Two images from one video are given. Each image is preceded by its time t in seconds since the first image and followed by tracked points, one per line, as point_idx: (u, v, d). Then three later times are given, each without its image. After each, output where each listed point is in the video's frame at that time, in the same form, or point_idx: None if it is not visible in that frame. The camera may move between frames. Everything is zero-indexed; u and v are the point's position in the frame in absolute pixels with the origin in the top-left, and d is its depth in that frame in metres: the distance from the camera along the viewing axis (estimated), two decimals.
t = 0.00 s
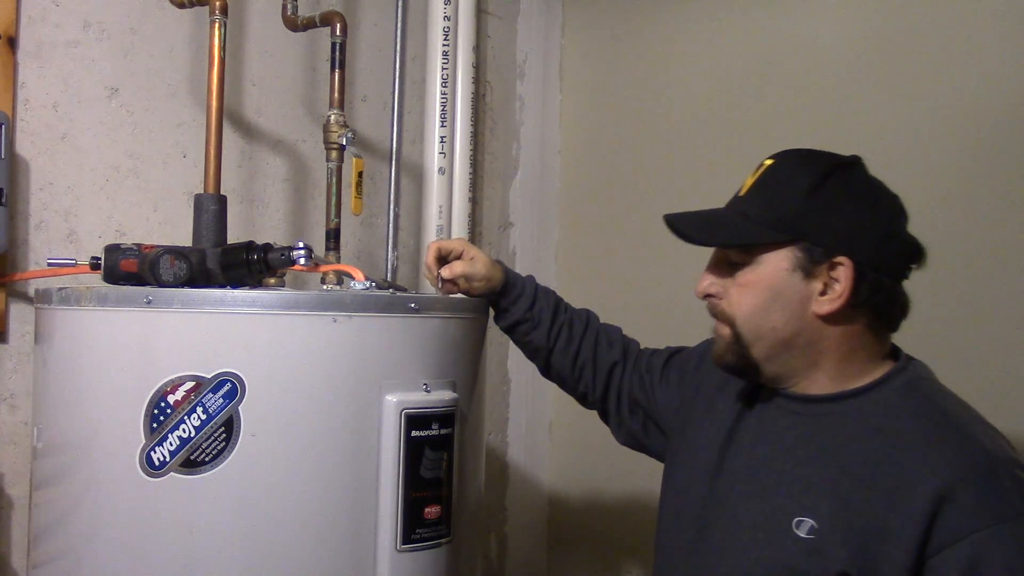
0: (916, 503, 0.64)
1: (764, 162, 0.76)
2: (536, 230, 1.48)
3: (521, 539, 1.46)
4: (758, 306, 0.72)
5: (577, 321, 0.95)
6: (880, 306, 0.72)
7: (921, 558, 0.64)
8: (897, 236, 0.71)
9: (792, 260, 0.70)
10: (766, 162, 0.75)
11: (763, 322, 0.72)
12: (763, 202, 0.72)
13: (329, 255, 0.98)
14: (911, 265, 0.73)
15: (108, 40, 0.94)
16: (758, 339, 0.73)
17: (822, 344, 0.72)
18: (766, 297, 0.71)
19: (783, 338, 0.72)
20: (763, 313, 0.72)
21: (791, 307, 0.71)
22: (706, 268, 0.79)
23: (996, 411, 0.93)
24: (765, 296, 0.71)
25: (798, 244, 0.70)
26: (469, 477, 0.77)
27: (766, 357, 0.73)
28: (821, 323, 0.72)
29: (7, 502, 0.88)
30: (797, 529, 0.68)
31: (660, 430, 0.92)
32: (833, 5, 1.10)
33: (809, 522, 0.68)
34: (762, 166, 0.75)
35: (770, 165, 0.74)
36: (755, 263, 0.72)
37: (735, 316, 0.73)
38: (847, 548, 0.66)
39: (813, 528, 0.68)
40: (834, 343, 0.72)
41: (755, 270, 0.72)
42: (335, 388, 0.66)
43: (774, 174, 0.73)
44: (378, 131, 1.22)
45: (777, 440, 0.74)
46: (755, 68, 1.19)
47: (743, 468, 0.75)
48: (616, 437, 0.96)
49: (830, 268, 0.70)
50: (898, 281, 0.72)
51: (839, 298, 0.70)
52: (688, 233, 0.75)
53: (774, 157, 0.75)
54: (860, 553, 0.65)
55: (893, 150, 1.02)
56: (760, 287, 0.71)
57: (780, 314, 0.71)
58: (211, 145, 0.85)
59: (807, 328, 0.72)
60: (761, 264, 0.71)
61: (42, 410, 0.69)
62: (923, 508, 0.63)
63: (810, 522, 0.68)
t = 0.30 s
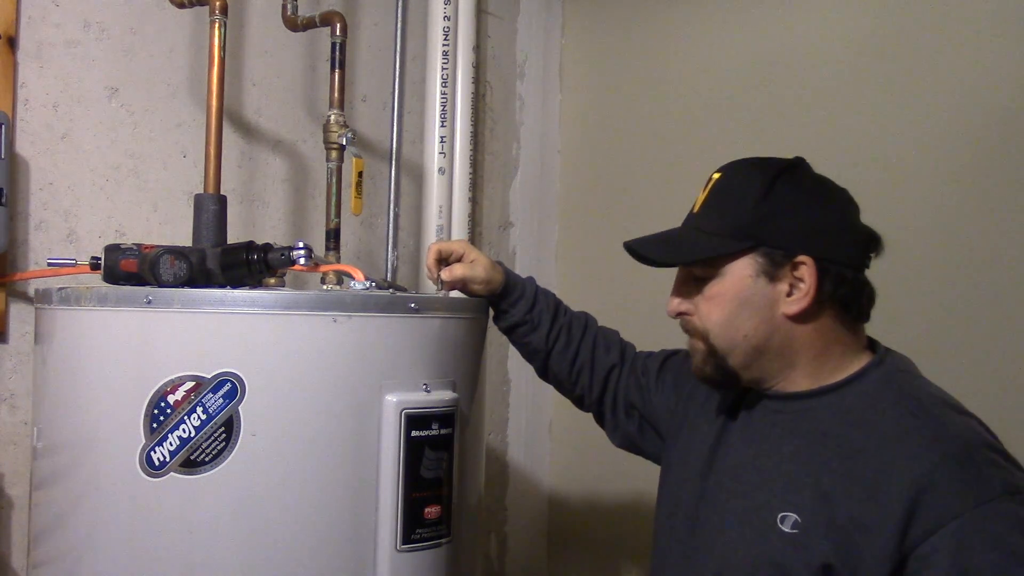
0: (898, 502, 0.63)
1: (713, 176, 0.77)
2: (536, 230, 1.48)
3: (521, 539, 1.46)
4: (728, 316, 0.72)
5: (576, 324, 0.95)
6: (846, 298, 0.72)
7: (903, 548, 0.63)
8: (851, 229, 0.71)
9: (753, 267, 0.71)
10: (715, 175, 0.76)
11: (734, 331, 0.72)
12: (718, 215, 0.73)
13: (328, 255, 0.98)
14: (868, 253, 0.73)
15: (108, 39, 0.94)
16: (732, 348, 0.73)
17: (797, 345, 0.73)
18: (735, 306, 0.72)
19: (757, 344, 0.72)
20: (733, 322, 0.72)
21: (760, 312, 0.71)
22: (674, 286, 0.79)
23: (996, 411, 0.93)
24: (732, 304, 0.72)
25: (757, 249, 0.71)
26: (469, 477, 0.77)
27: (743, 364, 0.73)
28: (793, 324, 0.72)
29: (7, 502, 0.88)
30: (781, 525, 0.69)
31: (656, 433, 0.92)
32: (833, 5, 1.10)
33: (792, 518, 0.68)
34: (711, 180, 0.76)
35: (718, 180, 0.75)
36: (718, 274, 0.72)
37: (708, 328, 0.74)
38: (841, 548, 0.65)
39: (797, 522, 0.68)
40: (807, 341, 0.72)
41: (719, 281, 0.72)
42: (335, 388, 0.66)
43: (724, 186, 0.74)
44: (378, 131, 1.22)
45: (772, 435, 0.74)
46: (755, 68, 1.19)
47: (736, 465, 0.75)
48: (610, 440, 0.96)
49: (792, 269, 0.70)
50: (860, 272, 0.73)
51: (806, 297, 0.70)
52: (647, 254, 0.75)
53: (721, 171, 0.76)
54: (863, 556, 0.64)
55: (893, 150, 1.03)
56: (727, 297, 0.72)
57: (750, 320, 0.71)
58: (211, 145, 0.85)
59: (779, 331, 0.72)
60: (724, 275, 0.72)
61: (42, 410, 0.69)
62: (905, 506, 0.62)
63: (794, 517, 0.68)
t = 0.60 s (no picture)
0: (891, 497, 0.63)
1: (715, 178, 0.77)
2: (536, 230, 1.48)
3: (521, 539, 1.46)
4: (735, 315, 0.72)
5: (576, 325, 0.95)
6: (852, 292, 0.72)
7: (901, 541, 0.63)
8: (854, 224, 0.72)
9: (757, 265, 0.71)
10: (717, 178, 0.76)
11: (742, 329, 0.72)
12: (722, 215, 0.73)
13: (328, 255, 0.98)
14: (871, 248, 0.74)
15: (108, 39, 0.94)
16: (741, 346, 0.73)
17: (805, 341, 0.72)
18: (741, 304, 0.72)
19: (765, 342, 0.72)
20: (740, 320, 0.72)
21: (766, 309, 0.71)
22: (680, 287, 0.79)
23: (996, 410, 0.93)
24: (739, 303, 0.72)
25: (762, 247, 0.71)
26: (469, 477, 0.77)
27: (752, 363, 0.73)
28: (800, 320, 0.72)
29: (7, 502, 0.88)
30: (783, 515, 0.69)
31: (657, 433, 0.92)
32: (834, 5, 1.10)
33: (796, 509, 0.68)
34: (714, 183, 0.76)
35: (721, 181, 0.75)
36: (724, 274, 0.72)
37: (717, 327, 0.74)
38: (840, 549, 0.65)
39: (800, 513, 0.68)
40: (815, 336, 0.72)
41: (726, 280, 0.72)
42: (335, 388, 0.66)
43: (727, 187, 0.74)
44: (378, 131, 1.22)
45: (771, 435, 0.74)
46: (755, 68, 1.19)
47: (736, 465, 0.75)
48: (609, 440, 0.96)
49: (797, 265, 0.70)
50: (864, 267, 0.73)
51: (811, 292, 0.70)
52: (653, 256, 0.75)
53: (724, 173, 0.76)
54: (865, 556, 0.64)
55: (893, 150, 1.03)
56: (734, 295, 0.72)
57: (757, 318, 0.72)
58: (211, 144, 0.85)
59: (786, 327, 0.72)
60: (729, 274, 0.72)
61: (42, 411, 0.69)
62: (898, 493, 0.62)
63: (797, 508, 0.68)
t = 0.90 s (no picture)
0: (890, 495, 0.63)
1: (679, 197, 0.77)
2: (536, 230, 1.48)
3: (521, 539, 1.46)
4: (714, 327, 0.72)
5: (575, 327, 0.95)
6: (827, 289, 0.72)
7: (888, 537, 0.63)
8: (819, 225, 0.72)
9: (728, 275, 0.71)
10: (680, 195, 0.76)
11: (723, 340, 0.72)
12: (689, 234, 0.73)
13: (328, 255, 0.98)
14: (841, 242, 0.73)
15: (108, 39, 0.94)
16: (722, 356, 0.72)
17: (787, 343, 0.72)
18: (718, 316, 0.71)
19: (746, 349, 0.72)
20: (719, 332, 0.72)
21: (744, 316, 0.71)
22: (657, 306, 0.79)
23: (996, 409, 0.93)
24: (716, 313, 0.71)
25: (729, 257, 0.71)
26: (469, 477, 0.77)
27: (737, 371, 0.73)
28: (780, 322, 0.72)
29: (7, 502, 0.88)
30: (773, 514, 0.69)
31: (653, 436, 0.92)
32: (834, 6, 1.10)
33: (784, 506, 0.68)
34: (678, 201, 0.76)
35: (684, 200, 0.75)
36: (696, 287, 0.72)
37: (696, 340, 0.73)
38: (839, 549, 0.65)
39: (788, 510, 0.68)
40: (796, 337, 0.72)
41: (699, 294, 0.72)
42: (334, 388, 0.66)
43: (690, 204, 0.74)
44: (378, 131, 1.22)
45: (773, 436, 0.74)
46: (755, 68, 1.19)
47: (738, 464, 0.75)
48: (605, 443, 0.96)
49: (767, 269, 0.70)
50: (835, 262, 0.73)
51: (785, 294, 0.70)
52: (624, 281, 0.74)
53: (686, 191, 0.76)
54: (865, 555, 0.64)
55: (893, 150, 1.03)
56: (709, 307, 0.71)
57: (736, 326, 0.71)
58: (211, 144, 0.85)
59: (766, 332, 0.72)
60: (702, 288, 0.72)
61: (42, 411, 0.69)
62: (884, 484, 0.63)
63: (785, 506, 0.68)
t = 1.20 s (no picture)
0: (885, 493, 0.63)
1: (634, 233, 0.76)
2: (536, 230, 1.48)
3: (521, 539, 1.46)
4: (705, 358, 0.70)
5: (574, 328, 0.95)
6: (804, 294, 0.72)
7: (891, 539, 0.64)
8: (779, 231, 0.71)
9: (706, 305, 0.69)
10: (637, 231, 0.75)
11: (715, 368, 0.70)
12: (660, 271, 0.71)
13: (328, 255, 0.98)
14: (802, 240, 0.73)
15: (108, 39, 0.94)
16: (717, 384, 0.71)
17: (776, 357, 0.71)
18: (707, 347, 0.70)
19: (739, 371, 0.71)
20: (711, 361, 0.70)
21: (731, 340, 0.70)
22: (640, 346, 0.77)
23: (996, 409, 0.93)
24: (702, 344, 0.70)
25: (703, 287, 0.69)
26: (469, 477, 0.77)
27: (734, 394, 0.71)
28: (767, 338, 0.71)
29: (7, 502, 0.88)
30: (777, 519, 0.69)
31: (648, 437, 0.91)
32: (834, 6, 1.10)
33: (788, 511, 0.68)
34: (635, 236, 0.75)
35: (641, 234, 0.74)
36: (678, 323, 0.71)
37: (690, 375, 0.71)
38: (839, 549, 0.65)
39: (792, 515, 0.68)
40: (784, 349, 0.71)
41: (682, 328, 0.70)
42: (334, 388, 0.66)
43: (652, 238, 0.72)
44: (378, 131, 1.22)
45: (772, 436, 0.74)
46: (755, 68, 1.19)
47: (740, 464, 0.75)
48: (601, 443, 0.95)
49: (742, 290, 0.69)
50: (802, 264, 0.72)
51: (765, 310, 0.69)
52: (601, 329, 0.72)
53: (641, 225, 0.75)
54: (863, 554, 0.64)
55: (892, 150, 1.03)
56: (696, 340, 0.70)
57: (725, 352, 0.70)
58: (211, 145, 0.85)
59: (754, 350, 0.71)
60: (685, 322, 0.70)
61: (42, 411, 0.69)
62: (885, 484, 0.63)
63: (789, 511, 0.68)
